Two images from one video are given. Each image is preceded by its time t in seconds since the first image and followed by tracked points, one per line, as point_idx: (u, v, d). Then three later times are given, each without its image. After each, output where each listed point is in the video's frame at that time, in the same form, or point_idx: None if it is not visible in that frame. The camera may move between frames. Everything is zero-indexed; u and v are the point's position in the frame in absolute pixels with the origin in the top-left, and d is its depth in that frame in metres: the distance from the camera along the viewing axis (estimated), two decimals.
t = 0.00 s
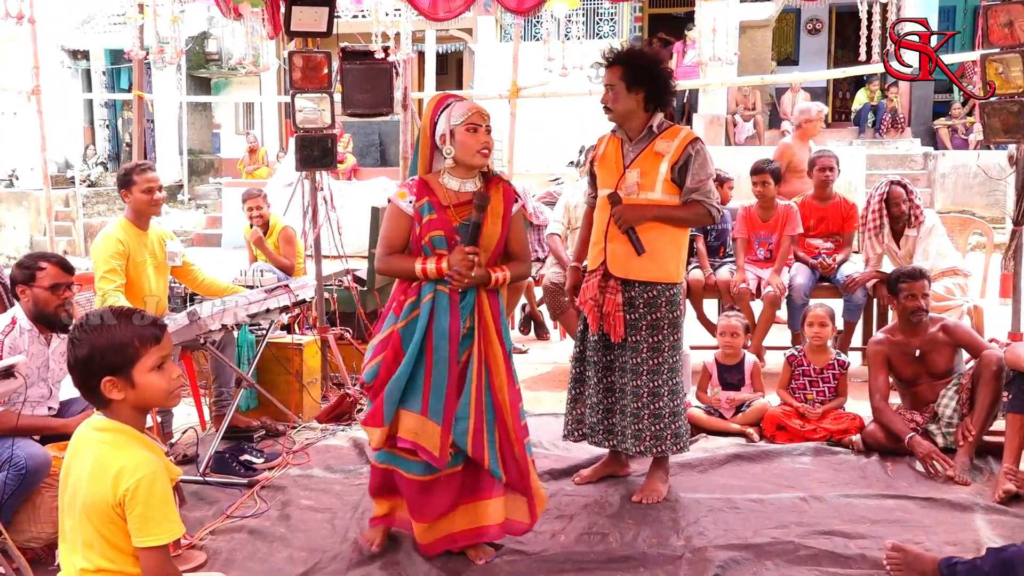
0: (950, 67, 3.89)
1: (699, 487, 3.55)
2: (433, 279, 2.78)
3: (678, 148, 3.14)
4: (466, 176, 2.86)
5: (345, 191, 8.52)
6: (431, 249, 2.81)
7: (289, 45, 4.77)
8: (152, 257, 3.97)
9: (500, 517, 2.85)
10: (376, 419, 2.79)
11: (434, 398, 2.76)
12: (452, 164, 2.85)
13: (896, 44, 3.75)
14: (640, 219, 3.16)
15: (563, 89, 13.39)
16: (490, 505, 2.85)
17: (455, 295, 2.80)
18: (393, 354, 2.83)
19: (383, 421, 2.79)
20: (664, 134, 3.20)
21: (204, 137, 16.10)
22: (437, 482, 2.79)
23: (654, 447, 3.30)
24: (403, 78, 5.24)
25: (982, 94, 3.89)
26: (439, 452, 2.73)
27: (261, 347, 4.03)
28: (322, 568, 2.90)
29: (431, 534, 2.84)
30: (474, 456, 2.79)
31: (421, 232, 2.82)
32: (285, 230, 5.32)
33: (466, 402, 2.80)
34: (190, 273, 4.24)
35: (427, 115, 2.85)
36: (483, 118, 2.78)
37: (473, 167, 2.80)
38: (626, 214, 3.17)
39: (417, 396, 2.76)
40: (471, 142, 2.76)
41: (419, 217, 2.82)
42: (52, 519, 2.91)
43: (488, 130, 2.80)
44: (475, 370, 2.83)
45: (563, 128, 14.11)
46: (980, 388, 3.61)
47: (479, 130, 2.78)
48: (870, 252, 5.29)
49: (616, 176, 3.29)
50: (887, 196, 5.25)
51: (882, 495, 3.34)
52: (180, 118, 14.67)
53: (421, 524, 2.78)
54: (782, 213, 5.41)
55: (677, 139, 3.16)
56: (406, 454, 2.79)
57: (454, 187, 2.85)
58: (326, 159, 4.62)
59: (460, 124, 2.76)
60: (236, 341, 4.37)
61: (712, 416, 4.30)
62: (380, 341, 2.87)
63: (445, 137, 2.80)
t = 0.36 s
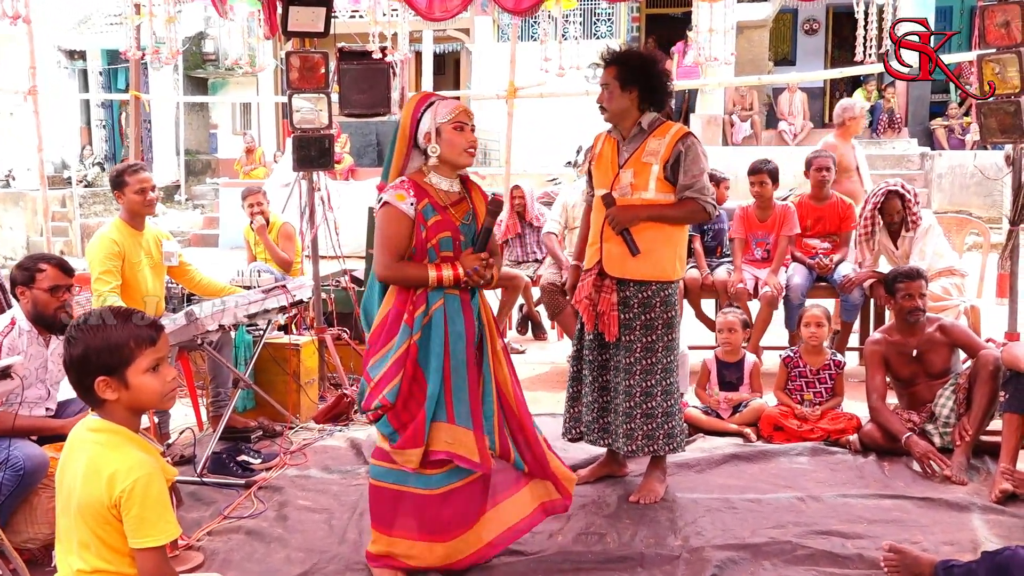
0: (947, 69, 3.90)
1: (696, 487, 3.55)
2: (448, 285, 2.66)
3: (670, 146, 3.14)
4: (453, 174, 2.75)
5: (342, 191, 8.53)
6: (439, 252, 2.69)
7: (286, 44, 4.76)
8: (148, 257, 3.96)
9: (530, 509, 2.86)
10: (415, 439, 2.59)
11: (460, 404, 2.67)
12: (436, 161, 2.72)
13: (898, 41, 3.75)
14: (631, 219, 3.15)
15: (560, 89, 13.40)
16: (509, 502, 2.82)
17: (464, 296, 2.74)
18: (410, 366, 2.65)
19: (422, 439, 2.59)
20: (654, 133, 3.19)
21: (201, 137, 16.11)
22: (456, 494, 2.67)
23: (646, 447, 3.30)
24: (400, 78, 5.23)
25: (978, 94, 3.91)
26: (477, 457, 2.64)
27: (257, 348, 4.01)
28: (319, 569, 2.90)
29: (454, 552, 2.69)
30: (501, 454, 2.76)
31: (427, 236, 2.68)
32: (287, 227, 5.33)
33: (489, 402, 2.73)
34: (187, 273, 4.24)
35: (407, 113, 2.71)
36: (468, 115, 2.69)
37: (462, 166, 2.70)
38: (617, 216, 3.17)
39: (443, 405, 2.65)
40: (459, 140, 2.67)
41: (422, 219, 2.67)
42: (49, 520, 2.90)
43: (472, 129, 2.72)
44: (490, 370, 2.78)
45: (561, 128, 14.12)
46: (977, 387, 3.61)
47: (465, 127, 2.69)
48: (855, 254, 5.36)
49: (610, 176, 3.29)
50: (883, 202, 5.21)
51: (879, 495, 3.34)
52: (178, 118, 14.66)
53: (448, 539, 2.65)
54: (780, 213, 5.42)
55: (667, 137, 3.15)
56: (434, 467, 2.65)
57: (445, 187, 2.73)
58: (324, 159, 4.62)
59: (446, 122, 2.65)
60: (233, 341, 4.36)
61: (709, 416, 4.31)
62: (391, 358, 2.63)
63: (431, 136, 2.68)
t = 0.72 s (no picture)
0: (945, 69, 3.90)
1: (695, 487, 3.55)
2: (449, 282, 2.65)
3: (652, 143, 3.15)
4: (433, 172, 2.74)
5: (340, 192, 8.53)
6: (435, 251, 2.69)
7: (284, 45, 4.77)
8: (146, 257, 3.97)
9: (512, 503, 2.87)
10: (427, 446, 2.58)
11: (462, 404, 2.67)
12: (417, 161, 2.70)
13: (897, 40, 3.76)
14: (623, 220, 3.14)
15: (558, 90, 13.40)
16: (499, 498, 2.84)
17: (461, 295, 2.74)
18: (417, 369, 2.62)
19: (432, 444, 2.60)
20: (640, 129, 3.20)
21: (199, 137, 16.09)
22: (446, 493, 2.68)
23: (646, 446, 3.29)
24: (398, 78, 5.22)
25: (975, 94, 3.91)
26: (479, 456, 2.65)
27: (256, 348, 3.99)
28: (318, 569, 2.90)
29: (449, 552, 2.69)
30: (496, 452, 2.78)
31: (422, 236, 2.66)
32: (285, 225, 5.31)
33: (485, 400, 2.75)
34: (186, 272, 4.24)
35: (381, 116, 2.68)
36: (444, 113, 2.70)
37: (444, 164, 2.70)
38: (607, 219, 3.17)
39: (445, 406, 2.65)
40: (440, 137, 2.66)
41: (416, 218, 2.66)
42: (46, 521, 2.90)
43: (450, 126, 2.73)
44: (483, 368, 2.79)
45: (559, 128, 14.11)
46: (975, 387, 3.62)
47: (444, 125, 2.69)
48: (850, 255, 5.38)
49: (604, 177, 3.30)
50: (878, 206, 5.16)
51: (877, 495, 3.35)
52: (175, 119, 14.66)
53: (437, 539, 2.66)
54: (777, 213, 5.43)
55: (651, 132, 3.16)
56: (433, 469, 2.65)
57: (428, 185, 2.71)
58: (322, 159, 4.62)
59: (426, 121, 2.65)
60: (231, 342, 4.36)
61: (707, 417, 4.31)
62: (401, 364, 2.59)
63: (411, 137, 2.65)
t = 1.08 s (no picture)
0: (945, 69, 3.90)
1: (693, 487, 3.55)
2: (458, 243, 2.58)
3: (646, 143, 3.15)
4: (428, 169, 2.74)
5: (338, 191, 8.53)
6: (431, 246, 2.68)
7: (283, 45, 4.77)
8: (145, 258, 3.97)
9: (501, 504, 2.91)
10: (426, 441, 2.56)
11: (460, 400, 2.65)
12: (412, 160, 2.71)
13: (897, 40, 3.76)
14: (617, 220, 3.15)
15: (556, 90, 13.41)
16: (494, 495, 2.86)
17: (456, 290, 2.71)
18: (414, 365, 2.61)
19: (432, 441, 2.58)
20: (633, 129, 3.20)
21: (197, 137, 16.08)
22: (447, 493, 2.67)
23: (643, 446, 3.30)
24: (396, 78, 5.22)
25: (973, 94, 3.92)
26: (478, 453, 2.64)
27: (253, 349, 3.98)
28: (316, 569, 2.90)
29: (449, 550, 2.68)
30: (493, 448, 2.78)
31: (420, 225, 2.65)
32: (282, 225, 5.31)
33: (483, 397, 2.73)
34: (184, 274, 4.24)
35: (373, 117, 2.69)
36: (437, 112, 2.70)
37: (437, 164, 2.69)
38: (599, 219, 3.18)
39: (443, 403, 2.64)
40: (432, 137, 2.65)
41: (412, 211, 2.65)
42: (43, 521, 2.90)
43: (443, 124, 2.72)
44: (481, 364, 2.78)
45: (557, 129, 14.13)
46: (973, 386, 3.62)
47: (437, 123, 2.69)
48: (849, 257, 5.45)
49: (598, 178, 3.30)
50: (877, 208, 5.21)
51: (875, 495, 3.35)
52: (173, 119, 14.66)
53: (439, 540, 2.64)
54: (776, 213, 5.44)
55: (644, 132, 3.16)
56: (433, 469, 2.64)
57: (421, 182, 2.71)
58: (320, 159, 4.61)
59: (417, 122, 2.65)
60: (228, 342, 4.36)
61: (704, 417, 4.31)
62: (398, 360, 2.58)
63: (404, 137, 2.65)
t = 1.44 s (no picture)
0: (945, 70, 3.91)
1: (691, 487, 3.55)
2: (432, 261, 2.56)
3: (645, 144, 3.15)
4: (431, 170, 2.74)
5: (336, 191, 8.53)
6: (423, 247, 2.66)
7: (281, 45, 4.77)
8: (141, 257, 3.95)
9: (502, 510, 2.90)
10: (405, 447, 2.55)
11: (453, 403, 2.64)
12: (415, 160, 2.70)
13: (897, 40, 3.77)
14: (616, 220, 3.14)
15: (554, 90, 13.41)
16: (497, 501, 2.86)
17: (452, 292, 2.71)
18: (402, 366, 2.60)
19: (413, 445, 2.57)
20: (630, 132, 3.21)
21: (195, 137, 16.08)
22: (445, 496, 2.67)
23: (638, 445, 3.30)
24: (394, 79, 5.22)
25: (971, 95, 3.94)
26: (471, 457, 2.63)
27: (251, 348, 3.98)
28: (314, 569, 2.90)
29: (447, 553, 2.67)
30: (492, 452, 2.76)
31: (411, 231, 2.64)
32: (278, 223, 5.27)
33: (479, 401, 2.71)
34: (182, 274, 4.23)
35: (377, 112, 2.67)
36: (443, 113, 2.69)
37: (440, 165, 2.69)
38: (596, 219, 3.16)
39: (435, 405, 2.63)
40: (437, 138, 2.65)
41: (405, 214, 2.65)
42: (40, 521, 2.89)
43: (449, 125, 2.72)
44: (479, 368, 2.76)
45: (555, 129, 14.14)
46: (971, 387, 3.62)
47: (443, 124, 2.68)
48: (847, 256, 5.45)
49: (592, 178, 3.29)
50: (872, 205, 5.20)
51: (873, 495, 3.35)
52: (171, 119, 14.65)
53: (439, 542, 2.64)
54: (774, 213, 5.43)
55: (642, 135, 3.17)
56: (427, 471, 2.64)
57: (423, 183, 2.71)
58: (318, 159, 4.61)
59: (423, 121, 2.64)
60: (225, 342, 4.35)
61: (702, 416, 4.32)
62: (385, 360, 2.59)
63: (409, 136, 2.65)
